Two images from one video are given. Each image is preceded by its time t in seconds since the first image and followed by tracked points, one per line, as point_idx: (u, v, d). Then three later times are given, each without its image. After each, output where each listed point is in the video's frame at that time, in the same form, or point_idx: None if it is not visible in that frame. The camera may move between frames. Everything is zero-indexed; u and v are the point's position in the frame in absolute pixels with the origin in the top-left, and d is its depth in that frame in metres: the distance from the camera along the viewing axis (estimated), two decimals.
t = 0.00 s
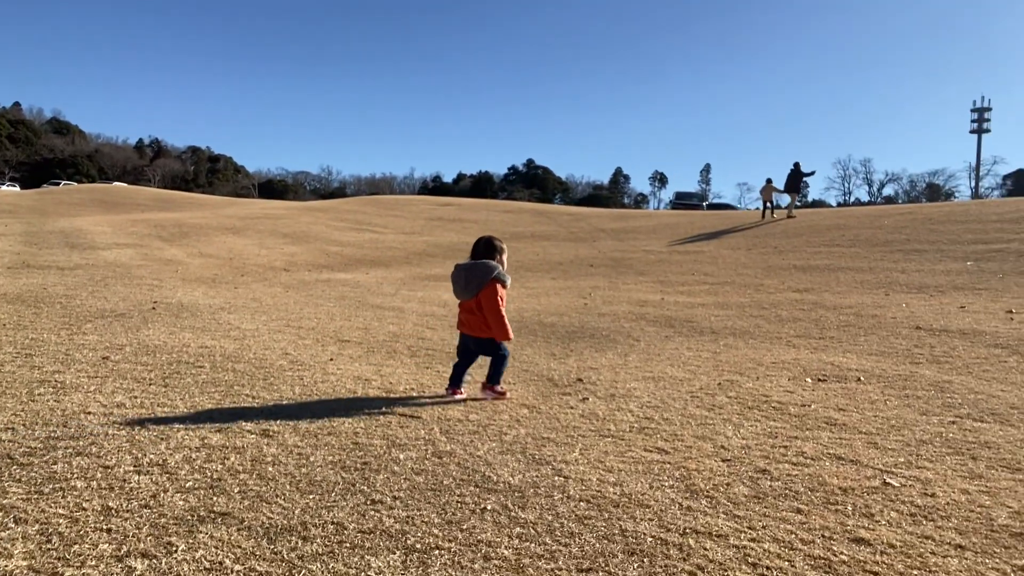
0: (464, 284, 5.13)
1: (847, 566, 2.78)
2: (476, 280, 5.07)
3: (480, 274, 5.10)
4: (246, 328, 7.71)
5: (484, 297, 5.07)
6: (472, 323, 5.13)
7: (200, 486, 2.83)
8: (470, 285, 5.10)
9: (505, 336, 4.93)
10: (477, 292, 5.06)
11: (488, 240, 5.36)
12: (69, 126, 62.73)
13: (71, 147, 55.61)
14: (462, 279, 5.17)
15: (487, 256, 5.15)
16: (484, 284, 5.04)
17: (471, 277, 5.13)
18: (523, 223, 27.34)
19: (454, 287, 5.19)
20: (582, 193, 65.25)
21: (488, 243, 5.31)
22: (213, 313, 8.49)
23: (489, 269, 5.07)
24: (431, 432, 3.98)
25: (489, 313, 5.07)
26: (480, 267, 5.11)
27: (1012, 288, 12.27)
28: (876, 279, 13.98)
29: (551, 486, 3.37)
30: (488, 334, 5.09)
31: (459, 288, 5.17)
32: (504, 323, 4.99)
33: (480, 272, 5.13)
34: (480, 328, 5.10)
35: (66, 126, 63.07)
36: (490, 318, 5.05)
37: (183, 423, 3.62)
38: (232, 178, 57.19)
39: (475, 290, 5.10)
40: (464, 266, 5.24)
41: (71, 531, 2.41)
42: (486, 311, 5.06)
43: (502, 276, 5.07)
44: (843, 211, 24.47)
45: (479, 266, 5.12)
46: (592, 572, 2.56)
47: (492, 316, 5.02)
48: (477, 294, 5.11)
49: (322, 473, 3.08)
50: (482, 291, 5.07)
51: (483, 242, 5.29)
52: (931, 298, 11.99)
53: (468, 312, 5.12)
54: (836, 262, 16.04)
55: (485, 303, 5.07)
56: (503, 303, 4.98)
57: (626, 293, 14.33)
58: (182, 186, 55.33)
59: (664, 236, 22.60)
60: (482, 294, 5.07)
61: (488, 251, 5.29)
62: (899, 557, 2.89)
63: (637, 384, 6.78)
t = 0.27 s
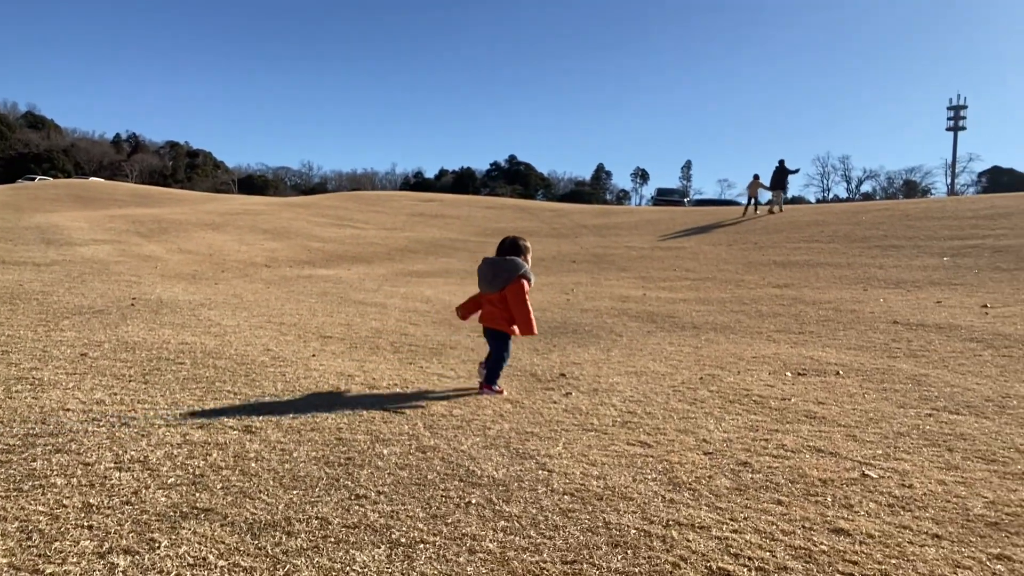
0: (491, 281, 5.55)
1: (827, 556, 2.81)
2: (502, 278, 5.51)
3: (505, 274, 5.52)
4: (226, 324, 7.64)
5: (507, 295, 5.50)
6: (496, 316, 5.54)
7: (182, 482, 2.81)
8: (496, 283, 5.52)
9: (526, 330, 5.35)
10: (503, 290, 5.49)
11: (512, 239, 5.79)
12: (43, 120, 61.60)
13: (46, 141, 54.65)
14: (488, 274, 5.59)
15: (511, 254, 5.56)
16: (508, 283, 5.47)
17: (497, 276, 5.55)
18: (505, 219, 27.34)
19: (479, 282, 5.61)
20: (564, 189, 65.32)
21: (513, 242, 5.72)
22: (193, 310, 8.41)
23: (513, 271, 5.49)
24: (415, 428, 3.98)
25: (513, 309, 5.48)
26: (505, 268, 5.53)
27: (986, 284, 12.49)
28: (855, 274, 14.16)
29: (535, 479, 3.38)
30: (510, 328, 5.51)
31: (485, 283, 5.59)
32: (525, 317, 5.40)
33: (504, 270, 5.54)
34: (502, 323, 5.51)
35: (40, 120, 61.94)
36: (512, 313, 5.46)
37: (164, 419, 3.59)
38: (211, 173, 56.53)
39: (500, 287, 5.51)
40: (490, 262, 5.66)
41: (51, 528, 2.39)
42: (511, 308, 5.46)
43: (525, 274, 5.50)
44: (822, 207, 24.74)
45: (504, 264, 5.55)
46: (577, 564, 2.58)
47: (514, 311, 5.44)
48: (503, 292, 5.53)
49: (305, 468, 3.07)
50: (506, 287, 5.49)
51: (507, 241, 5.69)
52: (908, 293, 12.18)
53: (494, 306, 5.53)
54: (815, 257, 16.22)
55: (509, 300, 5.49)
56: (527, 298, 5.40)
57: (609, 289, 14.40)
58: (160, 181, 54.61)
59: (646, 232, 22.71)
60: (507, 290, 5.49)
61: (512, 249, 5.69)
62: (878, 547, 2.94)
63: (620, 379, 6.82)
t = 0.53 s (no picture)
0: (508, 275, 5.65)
1: (805, 550, 2.85)
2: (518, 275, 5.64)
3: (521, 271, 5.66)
4: (206, 321, 7.56)
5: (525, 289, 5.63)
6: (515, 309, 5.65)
7: (162, 480, 2.79)
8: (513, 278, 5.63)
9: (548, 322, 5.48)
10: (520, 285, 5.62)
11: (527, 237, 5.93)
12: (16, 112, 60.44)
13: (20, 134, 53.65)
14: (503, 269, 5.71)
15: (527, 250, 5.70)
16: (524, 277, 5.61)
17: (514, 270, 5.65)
18: (488, 214, 27.31)
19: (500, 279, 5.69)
20: (546, 185, 65.35)
21: (529, 239, 5.89)
22: (172, 306, 8.31)
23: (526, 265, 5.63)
24: (398, 425, 3.98)
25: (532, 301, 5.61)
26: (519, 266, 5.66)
27: (961, 280, 12.70)
28: (833, 271, 14.33)
29: (518, 476, 3.39)
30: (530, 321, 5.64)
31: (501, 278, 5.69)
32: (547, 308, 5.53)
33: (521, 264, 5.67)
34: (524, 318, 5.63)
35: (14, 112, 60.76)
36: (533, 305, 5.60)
37: (143, 417, 3.56)
38: (189, 167, 55.82)
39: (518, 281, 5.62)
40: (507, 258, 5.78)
41: (30, 527, 2.36)
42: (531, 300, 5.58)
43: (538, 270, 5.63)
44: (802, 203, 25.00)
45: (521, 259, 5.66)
46: (559, 559, 2.60)
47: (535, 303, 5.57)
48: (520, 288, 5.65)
49: (287, 466, 3.05)
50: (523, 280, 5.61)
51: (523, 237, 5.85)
52: (886, 289, 12.35)
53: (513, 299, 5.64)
54: (795, 254, 16.40)
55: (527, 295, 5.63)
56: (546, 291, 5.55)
57: (591, 285, 14.45)
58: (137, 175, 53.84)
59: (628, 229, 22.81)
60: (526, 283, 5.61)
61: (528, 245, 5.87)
62: (856, 540, 2.98)
63: (602, 375, 6.85)
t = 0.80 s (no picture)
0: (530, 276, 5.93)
1: (783, 545, 2.90)
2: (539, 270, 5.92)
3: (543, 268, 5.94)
4: (185, 317, 7.48)
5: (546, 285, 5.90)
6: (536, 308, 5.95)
7: (142, 480, 2.77)
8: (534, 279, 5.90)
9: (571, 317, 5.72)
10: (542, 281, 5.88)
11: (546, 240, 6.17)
12: None
13: None
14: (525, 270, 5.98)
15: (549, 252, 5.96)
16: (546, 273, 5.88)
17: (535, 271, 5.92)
18: (471, 210, 27.26)
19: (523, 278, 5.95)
20: (529, 181, 65.36)
21: (549, 242, 6.11)
22: (150, 302, 8.21)
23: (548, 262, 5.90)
24: (380, 422, 3.97)
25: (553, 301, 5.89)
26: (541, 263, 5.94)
27: (937, 277, 12.90)
28: (812, 267, 14.50)
29: (500, 473, 3.41)
30: (550, 320, 5.95)
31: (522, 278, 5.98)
32: (568, 308, 5.80)
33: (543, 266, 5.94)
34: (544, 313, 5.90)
35: None
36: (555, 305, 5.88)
37: (120, 415, 3.52)
38: (168, 161, 55.08)
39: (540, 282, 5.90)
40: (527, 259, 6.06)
41: (6, 528, 2.34)
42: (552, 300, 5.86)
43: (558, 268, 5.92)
44: (782, 201, 25.24)
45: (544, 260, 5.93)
46: (541, 556, 2.62)
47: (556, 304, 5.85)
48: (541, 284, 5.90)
49: (267, 464, 3.04)
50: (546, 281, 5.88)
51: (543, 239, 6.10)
52: (863, 286, 12.52)
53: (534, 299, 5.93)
54: (774, 251, 16.56)
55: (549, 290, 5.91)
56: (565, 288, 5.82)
57: (574, 281, 14.49)
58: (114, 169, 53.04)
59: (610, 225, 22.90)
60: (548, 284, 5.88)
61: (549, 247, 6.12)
62: (832, 535, 3.04)
63: (584, 371, 6.89)
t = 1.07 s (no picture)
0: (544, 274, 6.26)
1: (764, 538, 2.94)
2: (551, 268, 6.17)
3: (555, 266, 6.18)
4: (165, 313, 7.40)
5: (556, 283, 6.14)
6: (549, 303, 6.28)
7: (124, 477, 2.74)
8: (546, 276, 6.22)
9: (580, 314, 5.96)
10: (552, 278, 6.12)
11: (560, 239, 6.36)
12: None
13: None
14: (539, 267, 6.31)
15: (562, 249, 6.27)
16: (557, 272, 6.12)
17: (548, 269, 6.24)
18: (453, 207, 27.20)
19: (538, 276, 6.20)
20: (511, 177, 65.34)
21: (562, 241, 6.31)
22: (129, 298, 8.10)
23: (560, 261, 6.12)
24: (364, 418, 3.97)
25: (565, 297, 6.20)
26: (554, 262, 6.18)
27: (913, 274, 13.11)
28: (791, 264, 14.67)
29: (484, 468, 3.42)
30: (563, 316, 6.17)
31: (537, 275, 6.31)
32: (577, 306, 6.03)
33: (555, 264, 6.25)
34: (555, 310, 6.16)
35: None
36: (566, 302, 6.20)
37: (101, 412, 3.49)
38: (145, 156, 54.29)
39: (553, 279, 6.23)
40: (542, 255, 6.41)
41: None
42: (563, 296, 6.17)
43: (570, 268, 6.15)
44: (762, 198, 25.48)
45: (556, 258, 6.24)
46: (526, 550, 2.63)
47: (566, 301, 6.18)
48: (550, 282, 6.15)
49: (251, 461, 3.02)
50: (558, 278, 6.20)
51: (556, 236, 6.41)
52: (842, 283, 12.68)
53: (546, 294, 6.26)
54: (754, 248, 16.72)
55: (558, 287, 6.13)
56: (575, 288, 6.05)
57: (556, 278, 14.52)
58: (90, 163, 52.16)
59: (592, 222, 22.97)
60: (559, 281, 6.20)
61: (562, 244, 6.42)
62: (812, 528, 3.08)
63: (567, 367, 6.92)
